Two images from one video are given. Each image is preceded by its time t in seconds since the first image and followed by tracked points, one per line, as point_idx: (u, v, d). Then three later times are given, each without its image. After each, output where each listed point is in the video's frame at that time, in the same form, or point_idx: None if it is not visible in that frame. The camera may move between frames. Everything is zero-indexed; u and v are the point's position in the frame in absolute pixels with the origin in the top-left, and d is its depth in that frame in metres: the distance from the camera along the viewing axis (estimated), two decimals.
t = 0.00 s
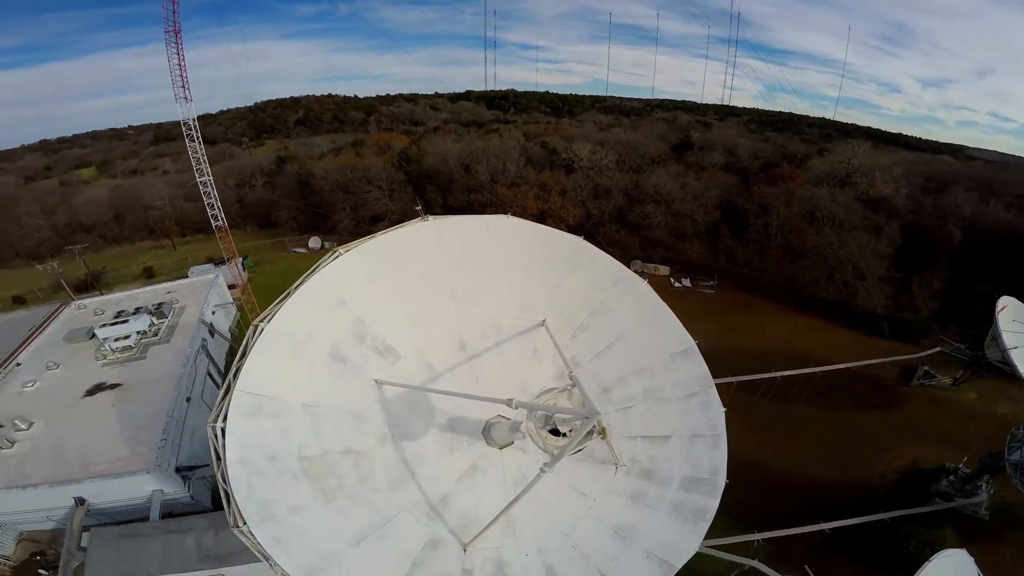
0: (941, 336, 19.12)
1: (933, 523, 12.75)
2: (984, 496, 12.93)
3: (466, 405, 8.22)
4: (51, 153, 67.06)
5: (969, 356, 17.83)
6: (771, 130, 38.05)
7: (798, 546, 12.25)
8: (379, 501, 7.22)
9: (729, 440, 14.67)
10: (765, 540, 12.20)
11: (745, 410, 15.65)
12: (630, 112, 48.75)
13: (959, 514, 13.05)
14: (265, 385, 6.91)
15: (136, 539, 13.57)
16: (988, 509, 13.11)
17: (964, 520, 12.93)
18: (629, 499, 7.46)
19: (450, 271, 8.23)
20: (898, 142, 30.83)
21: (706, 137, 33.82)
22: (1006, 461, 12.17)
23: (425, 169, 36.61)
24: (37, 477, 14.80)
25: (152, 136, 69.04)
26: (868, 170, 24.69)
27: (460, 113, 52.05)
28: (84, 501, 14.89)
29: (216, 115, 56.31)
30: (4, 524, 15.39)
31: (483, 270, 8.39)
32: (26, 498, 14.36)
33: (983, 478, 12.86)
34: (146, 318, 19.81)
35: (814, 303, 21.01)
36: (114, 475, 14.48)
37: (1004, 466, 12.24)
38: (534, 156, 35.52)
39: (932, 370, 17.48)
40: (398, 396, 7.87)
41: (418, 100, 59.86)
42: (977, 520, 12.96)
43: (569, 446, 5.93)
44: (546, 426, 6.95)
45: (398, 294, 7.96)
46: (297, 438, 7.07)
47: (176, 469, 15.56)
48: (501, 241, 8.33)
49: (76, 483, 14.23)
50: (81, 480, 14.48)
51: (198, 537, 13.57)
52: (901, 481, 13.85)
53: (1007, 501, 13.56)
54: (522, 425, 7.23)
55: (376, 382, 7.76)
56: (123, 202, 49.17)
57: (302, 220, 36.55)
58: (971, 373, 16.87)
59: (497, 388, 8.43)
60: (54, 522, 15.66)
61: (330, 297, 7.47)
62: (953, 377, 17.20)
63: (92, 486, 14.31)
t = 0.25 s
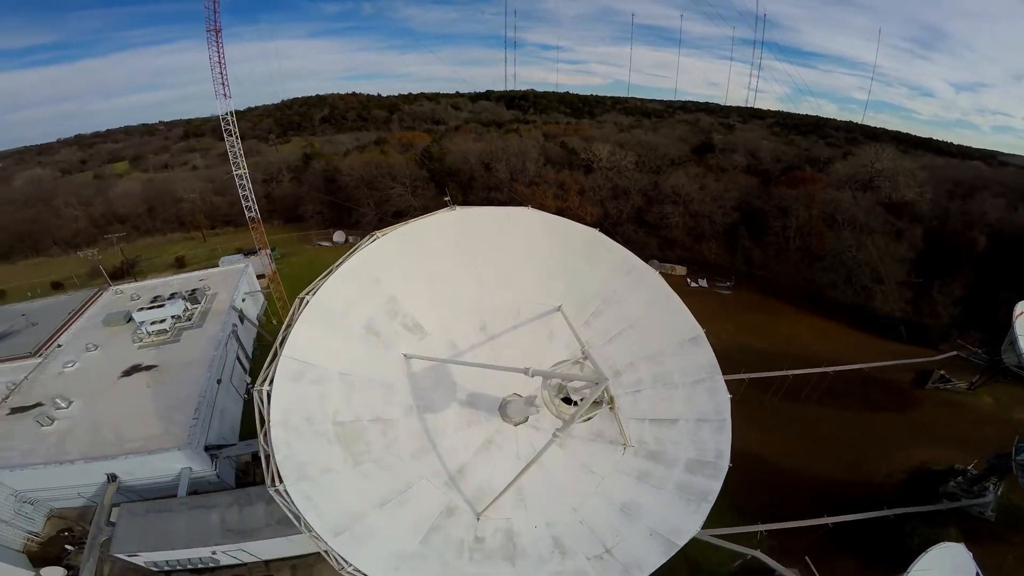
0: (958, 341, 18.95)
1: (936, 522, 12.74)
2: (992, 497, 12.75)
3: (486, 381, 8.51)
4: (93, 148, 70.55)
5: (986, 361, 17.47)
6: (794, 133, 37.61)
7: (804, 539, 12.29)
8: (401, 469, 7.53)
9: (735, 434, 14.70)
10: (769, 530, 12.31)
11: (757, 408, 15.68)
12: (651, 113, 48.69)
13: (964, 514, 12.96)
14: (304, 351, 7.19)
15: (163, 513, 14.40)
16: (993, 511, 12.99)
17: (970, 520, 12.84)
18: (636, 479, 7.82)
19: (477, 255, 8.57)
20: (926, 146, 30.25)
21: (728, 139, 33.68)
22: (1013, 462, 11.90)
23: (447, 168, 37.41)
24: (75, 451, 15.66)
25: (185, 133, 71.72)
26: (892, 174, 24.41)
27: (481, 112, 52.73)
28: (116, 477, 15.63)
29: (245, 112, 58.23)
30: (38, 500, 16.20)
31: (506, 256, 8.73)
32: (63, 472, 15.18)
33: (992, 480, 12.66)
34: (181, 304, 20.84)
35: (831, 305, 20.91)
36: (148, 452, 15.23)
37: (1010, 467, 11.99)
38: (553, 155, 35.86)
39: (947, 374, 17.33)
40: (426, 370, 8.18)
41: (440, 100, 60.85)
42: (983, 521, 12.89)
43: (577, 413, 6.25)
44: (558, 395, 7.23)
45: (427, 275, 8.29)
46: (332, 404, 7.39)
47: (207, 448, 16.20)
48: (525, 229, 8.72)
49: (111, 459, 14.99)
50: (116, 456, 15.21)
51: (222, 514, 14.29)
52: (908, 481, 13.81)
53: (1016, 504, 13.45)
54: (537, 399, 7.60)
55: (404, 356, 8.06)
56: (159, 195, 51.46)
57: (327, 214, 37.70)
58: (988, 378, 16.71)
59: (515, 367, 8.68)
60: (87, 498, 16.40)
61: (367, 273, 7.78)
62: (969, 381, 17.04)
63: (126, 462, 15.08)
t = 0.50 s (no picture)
0: (976, 346, 18.76)
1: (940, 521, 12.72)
2: (999, 498, 12.79)
3: (504, 361, 8.93)
4: (132, 143, 73.95)
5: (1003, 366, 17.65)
6: (820, 137, 37.06)
7: (807, 531, 12.45)
8: (423, 439, 7.96)
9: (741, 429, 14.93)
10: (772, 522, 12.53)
11: (768, 405, 15.80)
12: (673, 115, 48.51)
13: (971, 515, 12.90)
14: (343, 321, 7.60)
15: (192, 490, 15.01)
16: (1000, 512, 12.92)
17: (975, 520, 12.79)
18: (643, 459, 8.25)
19: (500, 242, 9.03)
20: (958, 152, 29.54)
21: (751, 142, 33.46)
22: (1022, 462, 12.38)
23: (469, 166, 38.17)
24: (112, 429, 16.56)
25: (216, 129, 74.35)
26: (916, 180, 24.10)
27: (501, 112, 53.36)
28: (148, 455, 16.47)
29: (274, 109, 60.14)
30: (72, 477, 17.09)
31: (528, 244, 9.19)
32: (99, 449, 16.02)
33: (999, 481, 12.88)
34: (215, 290, 21.94)
35: (848, 309, 20.78)
36: (181, 430, 15.93)
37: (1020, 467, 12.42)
38: (573, 155, 36.12)
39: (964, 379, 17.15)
40: (451, 347, 8.61)
41: (462, 99, 61.68)
42: (989, 522, 12.82)
43: (588, 383, 6.61)
44: (573, 367, 7.65)
45: (454, 259, 8.74)
46: (367, 373, 7.81)
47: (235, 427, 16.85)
48: (546, 220, 9.18)
49: (147, 436, 15.80)
50: (150, 433, 16.03)
51: (248, 490, 14.84)
52: (916, 482, 13.72)
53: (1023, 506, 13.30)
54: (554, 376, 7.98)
55: (431, 334, 8.51)
56: (192, 189, 53.66)
57: (352, 210, 38.86)
58: (1005, 384, 16.54)
59: (532, 350, 9.08)
60: (118, 477, 17.38)
61: (402, 255, 8.25)
62: (985, 387, 16.88)
63: (159, 439, 15.83)
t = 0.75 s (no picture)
0: (998, 353, 18.55)
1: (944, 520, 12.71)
2: (1008, 500, 12.66)
3: (524, 343, 9.43)
4: (172, 140, 77.46)
5: None
6: (848, 141, 36.40)
7: (812, 526, 12.59)
8: (447, 411, 8.45)
9: (750, 424, 15.20)
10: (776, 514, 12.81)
11: (782, 404, 15.88)
12: (698, 117, 48.32)
13: (977, 516, 12.84)
14: (380, 298, 8.09)
15: (221, 467, 15.37)
16: (1010, 515, 12.75)
17: (981, 522, 12.72)
18: (653, 441, 8.69)
19: (525, 232, 9.54)
20: (992, 157, 28.78)
21: (776, 145, 33.26)
22: None
23: (492, 165, 38.97)
24: (150, 406, 17.43)
25: (249, 126, 77.12)
26: (944, 185, 23.68)
27: (524, 112, 53.95)
28: (183, 432, 17.19)
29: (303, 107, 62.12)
30: (107, 454, 17.94)
31: (550, 236, 9.69)
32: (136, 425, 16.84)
33: (1009, 483, 12.75)
34: (249, 277, 23.11)
35: (869, 313, 20.70)
36: (217, 408, 16.70)
37: None
38: (594, 155, 36.26)
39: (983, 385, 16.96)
40: (476, 328, 9.12)
41: (485, 99, 62.52)
42: (998, 525, 12.67)
43: (602, 359, 7.09)
44: (588, 344, 8.02)
45: (482, 246, 9.26)
46: (400, 346, 8.25)
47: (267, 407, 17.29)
48: (569, 213, 9.67)
49: (185, 414, 16.59)
50: (187, 411, 16.81)
51: (276, 467, 15.16)
52: (926, 482, 13.66)
53: None
54: (571, 356, 8.33)
55: (458, 315, 9.02)
56: (226, 182, 55.88)
57: (378, 205, 40.06)
58: None
59: (551, 334, 9.59)
60: (150, 455, 18.32)
61: (436, 241, 8.79)
62: (1005, 393, 16.66)
63: (196, 416, 16.60)
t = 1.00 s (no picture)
0: None
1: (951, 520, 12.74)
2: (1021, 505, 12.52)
3: (547, 328, 9.99)
4: (212, 136, 80.95)
5: None
6: (885, 147, 35.45)
7: (821, 522, 12.73)
8: (473, 386, 9.02)
9: (763, 421, 15.43)
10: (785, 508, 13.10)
11: (799, 405, 15.97)
12: (728, 121, 47.90)
13: (986, 519, 12.79)
14: (416, 278, 8.69)
15: (254, 444, 16.30)
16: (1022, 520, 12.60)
17: (991, 525, 12.66)
18: (667, 426, 9.17)
19: (551, 225, 10.10)
20: None
21: (807, 150, 32.84)
22: None
23: (517, 164, 39.79)
24: (191, 385, 18.40)
25: (285, 123, 80.02)
26: (980, 192, 23.02)
27: (549, 113, 54.42)
28: (219, 410, 18.03)
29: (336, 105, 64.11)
30: (146, 431, 19.11)
31: (575, 229, 10.22)
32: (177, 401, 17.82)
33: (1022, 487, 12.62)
34: (286, 266, 24.38)
35: (894, 320, 20.51)
36: (255, 387, 17.59)
37: None
38: (620, 156, 36.30)
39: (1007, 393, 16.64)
40: (502, 311, 9.70)
41: (511, 99, 63.24)
42: (1009, 529, 12.55)
43: (620, 340, 7.62)
44: (608, 326, 8.67)
45: (511, 236, 9.85)
46: (433, 324, 8.83)
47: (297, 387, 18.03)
48: (593, 208, 10.17)
49: (224, 391, 17.50)
50: (226, 389, 17.74)
51: (306, 444, 15.97)
52: (939, 484, 13.60)
53: None
54: (591, 340, 8.88)
55: (487, 299, 9.61)
56: (262, 177, 58.17)
57: (407, 201, 41.26)
58: None
59: (573, 321, 10.14)
60: (185, 433, 19.44)
61: (469, 230, 9.38)
62: None
63: (234, 394, 17.49)
